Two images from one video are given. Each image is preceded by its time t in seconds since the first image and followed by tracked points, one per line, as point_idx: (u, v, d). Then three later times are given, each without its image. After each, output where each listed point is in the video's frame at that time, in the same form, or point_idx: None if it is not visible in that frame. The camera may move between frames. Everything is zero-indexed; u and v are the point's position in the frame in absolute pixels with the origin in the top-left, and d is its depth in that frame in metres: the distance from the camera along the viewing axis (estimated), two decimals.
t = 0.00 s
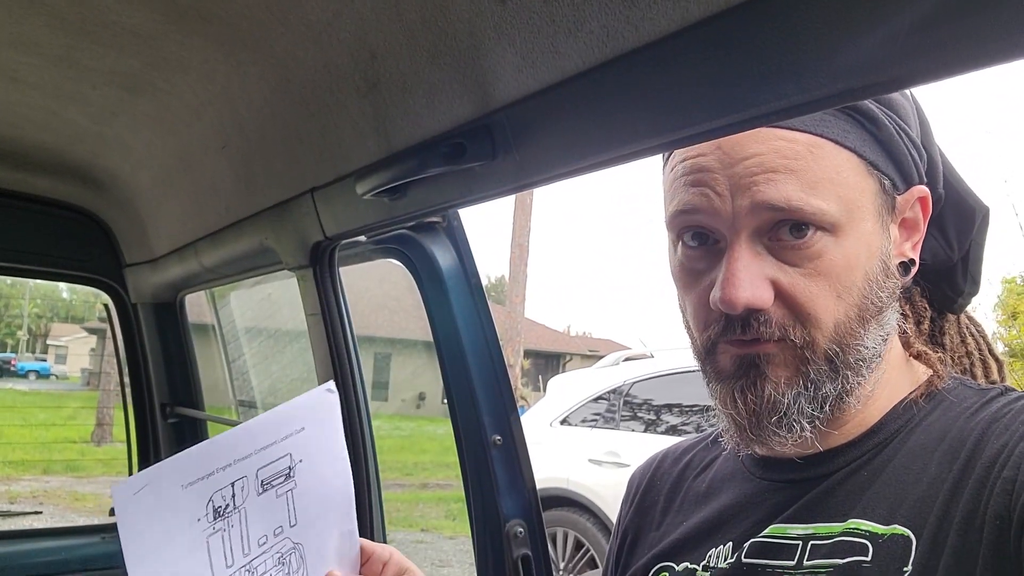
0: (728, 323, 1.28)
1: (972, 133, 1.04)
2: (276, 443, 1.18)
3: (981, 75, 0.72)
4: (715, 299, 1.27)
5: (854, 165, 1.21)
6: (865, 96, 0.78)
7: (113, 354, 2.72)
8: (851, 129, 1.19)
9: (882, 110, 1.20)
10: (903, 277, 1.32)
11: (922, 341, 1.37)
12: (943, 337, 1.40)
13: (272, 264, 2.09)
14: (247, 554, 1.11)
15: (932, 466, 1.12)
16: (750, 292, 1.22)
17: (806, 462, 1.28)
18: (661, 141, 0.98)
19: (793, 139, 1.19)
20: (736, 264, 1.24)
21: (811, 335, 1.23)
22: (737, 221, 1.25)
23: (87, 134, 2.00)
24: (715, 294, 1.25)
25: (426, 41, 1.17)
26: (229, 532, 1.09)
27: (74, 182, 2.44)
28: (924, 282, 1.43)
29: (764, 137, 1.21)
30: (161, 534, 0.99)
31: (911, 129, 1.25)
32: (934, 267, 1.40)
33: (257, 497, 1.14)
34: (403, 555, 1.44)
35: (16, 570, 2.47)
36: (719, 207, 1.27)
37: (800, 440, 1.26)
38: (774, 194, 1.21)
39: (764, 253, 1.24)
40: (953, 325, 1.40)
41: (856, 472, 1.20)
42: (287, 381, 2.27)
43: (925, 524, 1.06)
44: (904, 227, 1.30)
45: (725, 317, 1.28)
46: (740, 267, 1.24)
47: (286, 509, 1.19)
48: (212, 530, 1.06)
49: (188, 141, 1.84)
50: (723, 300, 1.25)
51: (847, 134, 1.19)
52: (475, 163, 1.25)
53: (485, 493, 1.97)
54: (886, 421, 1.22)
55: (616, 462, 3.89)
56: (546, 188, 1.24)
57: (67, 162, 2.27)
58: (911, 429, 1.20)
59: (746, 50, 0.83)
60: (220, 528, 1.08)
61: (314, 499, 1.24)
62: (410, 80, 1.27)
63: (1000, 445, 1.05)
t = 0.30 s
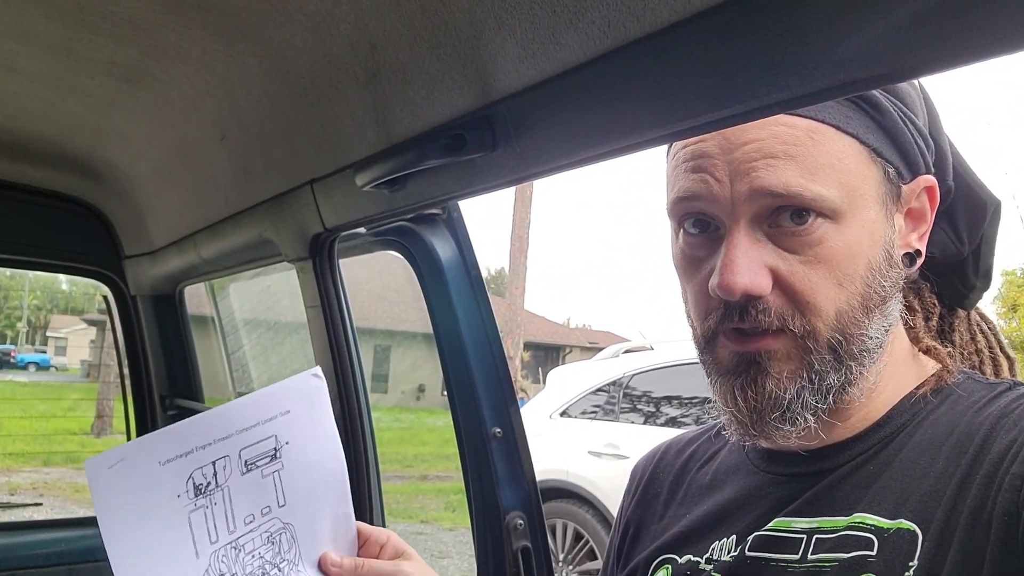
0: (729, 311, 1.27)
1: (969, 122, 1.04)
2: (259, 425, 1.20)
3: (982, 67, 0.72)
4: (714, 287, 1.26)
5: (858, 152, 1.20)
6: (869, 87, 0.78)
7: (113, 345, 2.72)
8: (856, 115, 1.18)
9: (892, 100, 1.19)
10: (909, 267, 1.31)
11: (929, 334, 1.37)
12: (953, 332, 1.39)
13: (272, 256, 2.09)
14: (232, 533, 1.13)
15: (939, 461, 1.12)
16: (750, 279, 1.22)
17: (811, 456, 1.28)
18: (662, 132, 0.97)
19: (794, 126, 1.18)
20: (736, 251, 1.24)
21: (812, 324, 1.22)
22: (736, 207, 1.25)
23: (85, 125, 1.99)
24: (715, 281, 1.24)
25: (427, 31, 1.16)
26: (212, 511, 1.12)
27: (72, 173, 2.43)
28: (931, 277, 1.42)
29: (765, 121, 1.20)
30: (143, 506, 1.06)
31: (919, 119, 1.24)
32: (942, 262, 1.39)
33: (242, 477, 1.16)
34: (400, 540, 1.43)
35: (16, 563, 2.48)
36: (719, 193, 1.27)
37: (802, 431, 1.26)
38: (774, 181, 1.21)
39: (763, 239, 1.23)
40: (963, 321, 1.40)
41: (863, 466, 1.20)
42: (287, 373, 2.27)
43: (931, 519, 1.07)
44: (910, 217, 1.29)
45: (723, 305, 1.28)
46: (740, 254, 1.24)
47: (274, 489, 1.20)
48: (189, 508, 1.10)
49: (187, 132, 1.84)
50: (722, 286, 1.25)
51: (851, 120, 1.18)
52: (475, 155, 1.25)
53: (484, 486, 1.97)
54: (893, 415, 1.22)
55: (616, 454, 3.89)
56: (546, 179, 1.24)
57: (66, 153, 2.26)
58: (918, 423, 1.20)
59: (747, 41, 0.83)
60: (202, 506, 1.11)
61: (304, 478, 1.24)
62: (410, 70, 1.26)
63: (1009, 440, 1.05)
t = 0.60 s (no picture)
0: (676, 312, 1.37)
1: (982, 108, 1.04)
2: (255, 397, 1.28)
3: (984, 59, 0.71)
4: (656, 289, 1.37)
5: (792, 155, 1.22)
6: (874, 79, 0.77)
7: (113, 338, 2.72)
8: (797, 120, 1.19)
9: (838, 100, 1.18)
10: (888, 268, 1.31)
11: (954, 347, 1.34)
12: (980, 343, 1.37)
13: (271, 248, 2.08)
14: (226, 498, 1.23)
15: (946, 459, 1.13)
16: (682, 281, 1.31)
17: (817, 450, 1.29)
18: (663, 126, 0.97)
19: (724, 133, 1.23)
20: (673, 255, 1.33)
21: (744, 325, 1.28)
22: (675, 215, 1.32)
23: (83, 118, 1.98)
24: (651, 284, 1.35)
25: (425, 24, 1.16)
26: (207, 476, 1.22)
27: (69, 166, 2.42)
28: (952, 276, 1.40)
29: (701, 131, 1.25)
30: (141, 471, 1.15)
31: (884, 113, 1.23)
32: (972, 260, 1.36)
33: (237, 447, 1.25)
34: (398, 511, 1.52)
35: (23, 554, 2.49)
36: (662, 201, 1.35)
37: (751, 427, 1.32)
38: (703, 187, 1.26)
39: (699, 245, 1.30)
40: (1000, 332, 1.35)
41: (868, 462, 1.22)
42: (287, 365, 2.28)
43: (938, 516, 1.08)
44: (890, 214, 1.31)
45: (672, 306, 1.38)
46: (675, 258, 1.32)
47: (269, 458, 1.28)
48: (183, 472, 1.20)
49: (185, 126, 1.83)
50: (659, 287, 1.35)
51: (790, 124, 1.19)
52: (476, 148, 1.24)
53: (484, 478, 1.97)
54: (901, 411, 1.23)
55: (615, 447, 3.92)
56: (544, 172, 1.23)
57: (63, 146, 2.25)
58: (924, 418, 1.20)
59: (749, 34, 0.82)
60: (197, 471, 1.21)
61: (302, 450, 1.32)
62: (409, 64, 1.25)
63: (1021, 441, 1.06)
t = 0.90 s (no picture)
0: (662, 321, 1.42)
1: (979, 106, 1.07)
2: (244, 392, 1.28)
3: (982, 54, 0.71)
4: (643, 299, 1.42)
5: (760, 166, 1.23)
6: (872, 75, 0.77)
7: (111, 335, 2.71)
8: (760, 130, 1.19)
9: (802, 108, 1.17)
10: (869, 271, 1.30)
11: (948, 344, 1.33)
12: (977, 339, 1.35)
13: (268, 244, 2.08)
14: (218, 492, 1.23)
15: (941, 454, 1.13)
16: (663, 293, 1.36)
17: (810, 445, 1.30)
18: (660, 120, 0.97)
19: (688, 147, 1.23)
20: (655, 268, 1.37)
21: (721, 334, 1.33)
22: (652, 226, 1.36)
23: (80, 114, 1.98)
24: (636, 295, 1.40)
25: (423, 18, 1.16)
26: (199, 470, 1.22)
27: (67, 162, 2.42)
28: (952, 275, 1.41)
29: (664, 143, 1.26)
30: (134, 465, 1.16)
31: (854, 116, 1.23)
32: (966, 257, 1.37)
33: (229, 441, 1.26)
34: (392, 505, 1.51)
35: (21, 551, 2.48)
36: (644, 213, 1.39)
37: (737, 430, 1.36)
38: (674, 202, 1.28)
39: (678, 257, 1.35)
40: (1000, 329, 1.32)
41: (862, 458, 1.22)
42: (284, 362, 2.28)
43: (932, 510, 1.08)
44: (867, 217, 1.30)
45: (656, 314, 1.43)
46: (657, 270, 1.37)
47: (261, 452, 1.28)
48: (175, 466, 1.20)
49: (182, 121, 1.82)
50: (644, 298, 1.41)
51: (755, 136, 1.18)
52: (474, 143, 1.24)
53: (483, 474, 1.97)
54: (896, 408, 1.23)
55: (613, 443, 3.92)
56: (543, 168, 1.23)
57: (60, 142, 2.24)
58: (916, 412, 1.21)
59: (747, 30, 0.82)
60: (189, 466, 1.21)
61: (294, 445, 1.32)
62: (408, 59, 1.25)
63: (1016, 436, 1.06)
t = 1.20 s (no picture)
0: (653, 329, 1.44)
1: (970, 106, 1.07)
2: (243, 393, 1.28)
3: (981, 56, 0.71)
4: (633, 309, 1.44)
5: (737, 173, 1.24)
6: (872, 76, 0.77)
7: (109, 334, 2.70)
8: (734, 140, 1.22)
9: (772, 116, 1.20)
10: (852, 273, 1.31)
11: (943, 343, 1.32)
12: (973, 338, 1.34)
13: (268, 244, 2.07)
14: (217, 493, 1.23)
15: (936, 455, 1.13)
16: (651, 302, 1.38)
17: (805, 446, 1.30)
18: (658, 121, 0.97)
19: (666, 157, 1.26)
20: (643, 277, 1.39)
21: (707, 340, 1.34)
22: (636, 235, 1.38)
23: (78, 114, 1.97)
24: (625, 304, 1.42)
25: (421, 19, 1.16)
26: (198, 471, 1.22)
27: (65, 161, 2.41)
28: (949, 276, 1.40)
29: (643, 154, 1.29)
30: (135, 464, 1.16)
31: (829, 121, 1.24)
32: (957, 257, 1.36)
33: (228, 442, 1.26)
34: (388, 508, 1.51)
35: (18, 550, 2.46)
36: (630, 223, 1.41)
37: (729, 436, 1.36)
38: (654, 211, 1.30)
39: (663, 266, 1.36)
40: (995, 326, 1.31)
41: (856, 459, 1.22)
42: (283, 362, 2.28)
43: (928, 510, 1.08)
44: (848, 221, 1.31)
45: (648, 322, 1.44)
46: (645, 279, 1.39)
47: (259, 454, 1.28)
48: (174, 466, 1.20)
49: (180, 121, 1.82)
50: (634, 307, 1.42)
51: (729, 145, 1.22)
52: (473, 143, 1.24)
53: (481, 474, 1.97)
54: (890, 409, 1.23)
55: (612, 443, 3.92)
56: (543, 168, 1.23)
57: (59, 142, 2.24)
58: (910, 413, 1.21)
59: (747, 32, 0.82)
60: (188, 466, 1.21)
61: (291, 447, 1.32)
62: (406, 59, 1.25)
63: (1011, 438, 1.06)
